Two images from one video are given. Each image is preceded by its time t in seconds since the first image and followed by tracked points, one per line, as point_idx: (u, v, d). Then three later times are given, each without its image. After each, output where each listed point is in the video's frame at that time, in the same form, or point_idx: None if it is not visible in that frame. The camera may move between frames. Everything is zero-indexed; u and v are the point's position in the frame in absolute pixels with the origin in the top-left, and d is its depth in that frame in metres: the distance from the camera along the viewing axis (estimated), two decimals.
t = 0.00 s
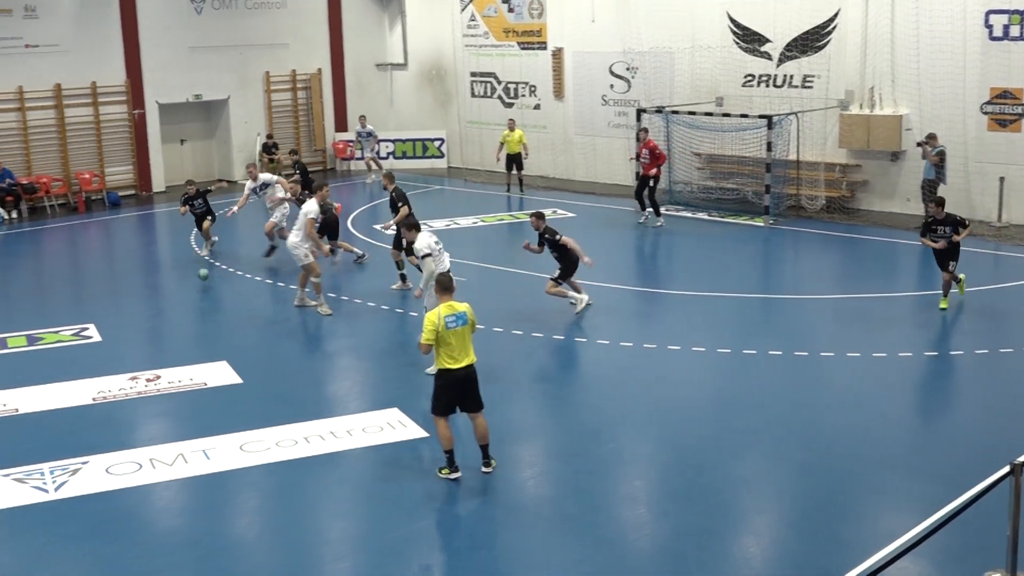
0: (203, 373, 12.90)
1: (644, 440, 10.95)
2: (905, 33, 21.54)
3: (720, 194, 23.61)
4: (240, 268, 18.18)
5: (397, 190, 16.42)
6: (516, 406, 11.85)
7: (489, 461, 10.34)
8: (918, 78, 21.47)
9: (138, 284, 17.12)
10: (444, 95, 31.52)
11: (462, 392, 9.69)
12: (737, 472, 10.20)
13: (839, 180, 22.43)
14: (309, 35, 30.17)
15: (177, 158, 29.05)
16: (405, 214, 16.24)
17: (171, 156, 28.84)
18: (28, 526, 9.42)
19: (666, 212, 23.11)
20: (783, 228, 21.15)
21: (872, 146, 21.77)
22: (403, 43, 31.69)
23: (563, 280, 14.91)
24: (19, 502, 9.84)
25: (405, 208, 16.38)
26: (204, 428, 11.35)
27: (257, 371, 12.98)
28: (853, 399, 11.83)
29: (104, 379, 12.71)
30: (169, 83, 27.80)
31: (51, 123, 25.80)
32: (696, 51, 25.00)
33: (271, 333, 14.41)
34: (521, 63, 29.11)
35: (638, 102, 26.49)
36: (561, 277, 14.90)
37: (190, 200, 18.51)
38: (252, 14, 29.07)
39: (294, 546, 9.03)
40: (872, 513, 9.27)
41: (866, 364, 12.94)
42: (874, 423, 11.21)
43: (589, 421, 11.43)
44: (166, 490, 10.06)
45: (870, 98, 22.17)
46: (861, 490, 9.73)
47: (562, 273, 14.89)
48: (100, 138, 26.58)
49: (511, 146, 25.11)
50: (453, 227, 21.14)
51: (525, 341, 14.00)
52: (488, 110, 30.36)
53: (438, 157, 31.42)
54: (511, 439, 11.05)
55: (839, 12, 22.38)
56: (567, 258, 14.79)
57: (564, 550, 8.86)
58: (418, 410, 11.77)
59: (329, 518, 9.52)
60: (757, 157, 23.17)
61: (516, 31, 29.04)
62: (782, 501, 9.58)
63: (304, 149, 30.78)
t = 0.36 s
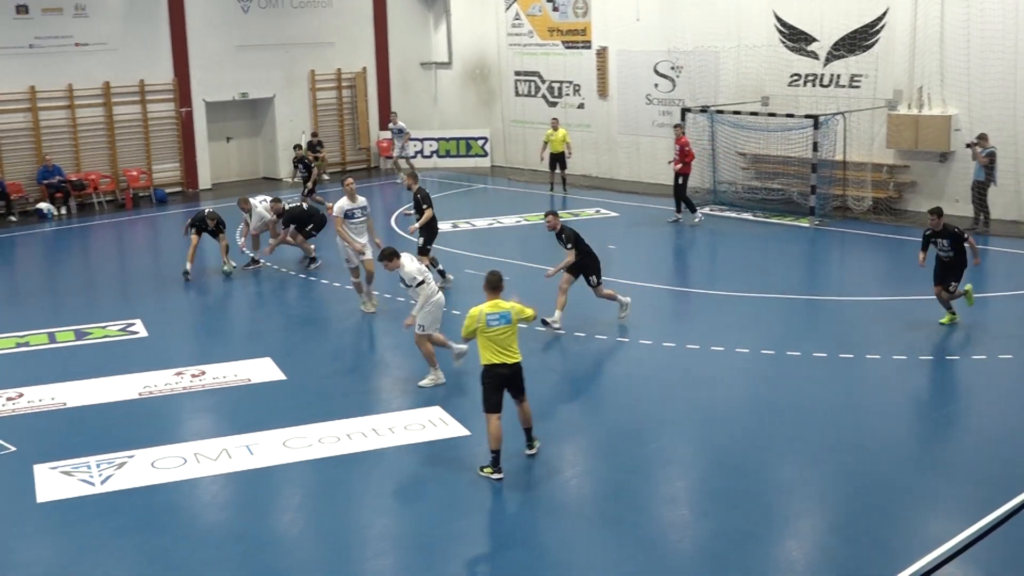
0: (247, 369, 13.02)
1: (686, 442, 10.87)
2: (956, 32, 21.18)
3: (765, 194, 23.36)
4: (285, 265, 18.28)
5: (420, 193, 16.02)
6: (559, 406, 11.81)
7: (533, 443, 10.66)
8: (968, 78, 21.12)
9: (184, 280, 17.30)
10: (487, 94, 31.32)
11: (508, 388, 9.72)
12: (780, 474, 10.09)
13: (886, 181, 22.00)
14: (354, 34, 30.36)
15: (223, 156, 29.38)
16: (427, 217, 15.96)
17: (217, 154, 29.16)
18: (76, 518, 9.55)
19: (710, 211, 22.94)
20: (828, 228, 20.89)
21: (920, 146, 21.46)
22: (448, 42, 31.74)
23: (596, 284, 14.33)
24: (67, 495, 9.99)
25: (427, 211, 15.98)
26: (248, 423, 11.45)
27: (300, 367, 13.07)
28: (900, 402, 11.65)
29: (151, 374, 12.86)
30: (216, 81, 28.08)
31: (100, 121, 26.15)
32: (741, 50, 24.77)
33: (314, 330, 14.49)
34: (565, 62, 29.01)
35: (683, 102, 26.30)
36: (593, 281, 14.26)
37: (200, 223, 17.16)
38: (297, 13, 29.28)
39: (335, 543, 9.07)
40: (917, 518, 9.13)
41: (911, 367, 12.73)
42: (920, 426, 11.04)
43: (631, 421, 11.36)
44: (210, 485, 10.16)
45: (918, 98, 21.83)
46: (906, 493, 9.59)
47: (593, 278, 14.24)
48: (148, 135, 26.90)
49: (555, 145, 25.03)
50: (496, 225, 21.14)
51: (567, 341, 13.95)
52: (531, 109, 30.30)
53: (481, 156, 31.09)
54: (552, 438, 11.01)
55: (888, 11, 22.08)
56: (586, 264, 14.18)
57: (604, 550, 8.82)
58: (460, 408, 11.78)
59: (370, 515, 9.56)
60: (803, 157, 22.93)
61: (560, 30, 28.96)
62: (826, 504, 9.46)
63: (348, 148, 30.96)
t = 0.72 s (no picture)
0: (318, 361, 13.16)
1: (755, 443, 10.73)
2: None
3: (839, 194, 22.94)
4: (355, 259, 18.46)
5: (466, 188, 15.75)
6: (627, 404, 11.74)
7: (607, 435, 10.78)
8: None
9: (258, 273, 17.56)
10: (558, 91, 31.39)
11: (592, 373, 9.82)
12: (850, 479, 9.91)
13: (965, 182, 21.58)
14: (427, 31, 30.56)
15: (298, 150, 29.73)
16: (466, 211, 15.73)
17: (292, 148, 29.57)
18: (149, 505, 9.74)
19: (783, 211, 22.67)
20: (905, 229, 20.54)
21: (1001, 145, 20.76)
22: (519, 39, 31.79)
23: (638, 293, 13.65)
24: (141, 482, 10.19)
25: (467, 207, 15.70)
26: (318, 415, 11.57)
27: (370, 361, 13.18)
28: (977, 408, 11.35)
29: (224, 365, 13.07)
30: (291, 75, 28.48)
31: (177, 115, 26.66)
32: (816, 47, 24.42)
33: (383, 324, 14.61)
34: (636, 59, 28.87)
35: (756, 100, 26.00)
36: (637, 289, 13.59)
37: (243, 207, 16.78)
38: (370, 9, 29.53)
39: (403, 536, 9.12)
40: (995, 526, 8.90)
41: (989, 372, 12.42)
42: (996, 433, 10.77)
43: (699, 422, 11.25)
44: (280, 475, 10.30)
45: (998, 98, 21.27)
46: (982, 501, 9.35)
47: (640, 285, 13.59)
48: (223, 129, 27.35)
49: (626, 143, 24.93)
50: (566, 222, 21.14)
51: (635, 339, 13.86)
52: (602, 107, 30.21)
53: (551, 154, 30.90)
54: (620, 437, 10.96)
55: (968, 8, 21.58)
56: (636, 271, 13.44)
57: (672, 551, 8.75)
58: (528, 404, 11.78)
59: (436, 509, 9.61)
60: (879, 157, 22.49)
61: (631, 27, 28.84)
62: (900, 510, 9.27)
63: (419, 142, 31.09)
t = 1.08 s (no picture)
0: (429, 351, 13.32)
1: (869, 446, 10.53)
2: None
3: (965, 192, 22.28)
4: (466, 251, 18.60)
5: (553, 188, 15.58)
6: (739, 402, 11.63)
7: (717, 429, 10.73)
8: None
9: (370, 262, 17.83)
10: (674, 85, 31.46)
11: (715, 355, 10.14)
12: (966, 485, 9.68)
13: None
14: (544, 23, 30.64)
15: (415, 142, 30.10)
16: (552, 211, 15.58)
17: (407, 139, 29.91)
18: (264, 486, 9.98)
19: (905, 209, 22.15)
20: None
21: None
22: (637, 32, 31.69)
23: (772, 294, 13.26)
24: (258, 464, 10.44)
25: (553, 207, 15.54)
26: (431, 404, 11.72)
27: (480, 352, 13.29)
28: None
29: (338, 352, 13.30)
30: (410, 67, 28.77)
31: (297, 106, 27.20)
32: (944, 41, 23.83)
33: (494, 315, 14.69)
34: (756, 52, 28.52)
35: (879, 95, 25.47)
36: (772, 288, 13.22)
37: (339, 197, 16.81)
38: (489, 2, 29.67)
39: (511, 526, 9.19)
40: None
41: None
42: None
43: (813, 422, 11.08)
44: (391, 462, 10.45)
45: None
46: None
47: (773, 284, 13.24)
48: (341, 121, 27.82)
49: (743, 138, 24.67)
50: (681, 217, 20.99)
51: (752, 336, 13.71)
52: (719, 101, 29.93)
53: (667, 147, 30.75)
54: (731, 435, 10.87)
55: None
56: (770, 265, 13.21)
57: (782, 552, 8.65)
58: (639, 399, 11.76)
59: (545, 500, 9.64)
60: (1007, 155, 21.73)
61: (752, 20, 28.52)
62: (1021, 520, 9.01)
63: (534, 135, 31.27)
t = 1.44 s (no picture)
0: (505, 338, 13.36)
1: (952, 442, 10.34)
2: None
3: None
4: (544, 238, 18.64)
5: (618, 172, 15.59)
6: (819, 394, 11.51)
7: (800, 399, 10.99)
8: None
9: (448, 248, 17.95)
10: (758, 71, 30.94)
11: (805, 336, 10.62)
12: None
13: None
14: (626, 9, 30.51)
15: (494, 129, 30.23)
16: (620, 194, 15.59)
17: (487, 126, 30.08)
18: (342, 467, 10.11)
19: (993, 199, 21.62)
20: None
21: None
22: (720, 19, 31.37)
23: (874, 281, 13.06)
24: (336, 446, 10.56)
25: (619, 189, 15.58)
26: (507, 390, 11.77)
27: (556, 340, 13.30)
28: None
29: (416, 337, 13.40)
30: (489, 54, 28.88)
31: (379, 92, 27.41)
32: None
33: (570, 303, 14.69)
34: (842, 40, 28.07)
35: (969, 83, 24.97)
36: (873, 274, 12.99)
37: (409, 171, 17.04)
38: None
39: (585, 513, 9.21)
40: None
41: None
42: None
43: (894, 417, 10.91)
44: (467, 447, 10.51)
45: None
46: None
47: (875, 270, 12.99)
48: (422, 107, 27.97)
49: (827, 126, 24.33)
50: (762, 207, 20.77)
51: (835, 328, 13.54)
52: (803, 88, 29.53)
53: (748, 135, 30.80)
54: (810, 427, 10.75)
55: None
56: (875, 253, 12.99)
57: (860, 546, 8.56)
58: (716, 390, 11.69)
59: (619, 489, 9.64)
60: None
61: (838, 6, 28.04)
62: None
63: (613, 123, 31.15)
